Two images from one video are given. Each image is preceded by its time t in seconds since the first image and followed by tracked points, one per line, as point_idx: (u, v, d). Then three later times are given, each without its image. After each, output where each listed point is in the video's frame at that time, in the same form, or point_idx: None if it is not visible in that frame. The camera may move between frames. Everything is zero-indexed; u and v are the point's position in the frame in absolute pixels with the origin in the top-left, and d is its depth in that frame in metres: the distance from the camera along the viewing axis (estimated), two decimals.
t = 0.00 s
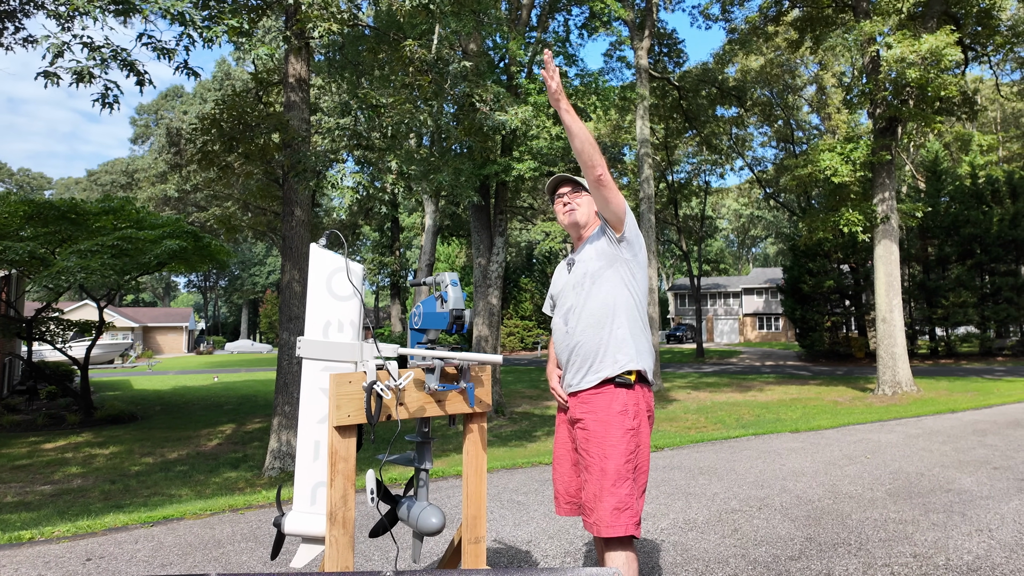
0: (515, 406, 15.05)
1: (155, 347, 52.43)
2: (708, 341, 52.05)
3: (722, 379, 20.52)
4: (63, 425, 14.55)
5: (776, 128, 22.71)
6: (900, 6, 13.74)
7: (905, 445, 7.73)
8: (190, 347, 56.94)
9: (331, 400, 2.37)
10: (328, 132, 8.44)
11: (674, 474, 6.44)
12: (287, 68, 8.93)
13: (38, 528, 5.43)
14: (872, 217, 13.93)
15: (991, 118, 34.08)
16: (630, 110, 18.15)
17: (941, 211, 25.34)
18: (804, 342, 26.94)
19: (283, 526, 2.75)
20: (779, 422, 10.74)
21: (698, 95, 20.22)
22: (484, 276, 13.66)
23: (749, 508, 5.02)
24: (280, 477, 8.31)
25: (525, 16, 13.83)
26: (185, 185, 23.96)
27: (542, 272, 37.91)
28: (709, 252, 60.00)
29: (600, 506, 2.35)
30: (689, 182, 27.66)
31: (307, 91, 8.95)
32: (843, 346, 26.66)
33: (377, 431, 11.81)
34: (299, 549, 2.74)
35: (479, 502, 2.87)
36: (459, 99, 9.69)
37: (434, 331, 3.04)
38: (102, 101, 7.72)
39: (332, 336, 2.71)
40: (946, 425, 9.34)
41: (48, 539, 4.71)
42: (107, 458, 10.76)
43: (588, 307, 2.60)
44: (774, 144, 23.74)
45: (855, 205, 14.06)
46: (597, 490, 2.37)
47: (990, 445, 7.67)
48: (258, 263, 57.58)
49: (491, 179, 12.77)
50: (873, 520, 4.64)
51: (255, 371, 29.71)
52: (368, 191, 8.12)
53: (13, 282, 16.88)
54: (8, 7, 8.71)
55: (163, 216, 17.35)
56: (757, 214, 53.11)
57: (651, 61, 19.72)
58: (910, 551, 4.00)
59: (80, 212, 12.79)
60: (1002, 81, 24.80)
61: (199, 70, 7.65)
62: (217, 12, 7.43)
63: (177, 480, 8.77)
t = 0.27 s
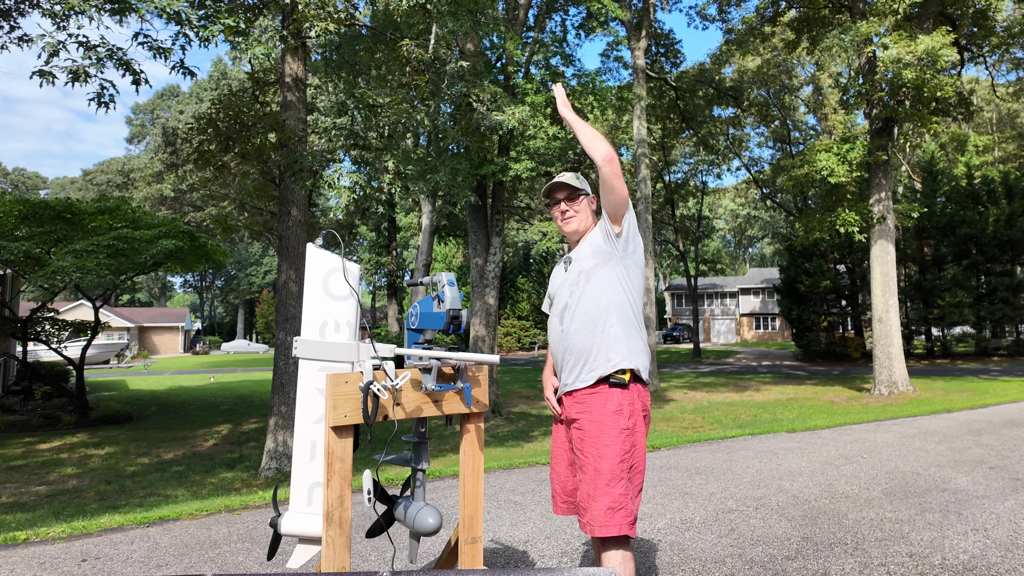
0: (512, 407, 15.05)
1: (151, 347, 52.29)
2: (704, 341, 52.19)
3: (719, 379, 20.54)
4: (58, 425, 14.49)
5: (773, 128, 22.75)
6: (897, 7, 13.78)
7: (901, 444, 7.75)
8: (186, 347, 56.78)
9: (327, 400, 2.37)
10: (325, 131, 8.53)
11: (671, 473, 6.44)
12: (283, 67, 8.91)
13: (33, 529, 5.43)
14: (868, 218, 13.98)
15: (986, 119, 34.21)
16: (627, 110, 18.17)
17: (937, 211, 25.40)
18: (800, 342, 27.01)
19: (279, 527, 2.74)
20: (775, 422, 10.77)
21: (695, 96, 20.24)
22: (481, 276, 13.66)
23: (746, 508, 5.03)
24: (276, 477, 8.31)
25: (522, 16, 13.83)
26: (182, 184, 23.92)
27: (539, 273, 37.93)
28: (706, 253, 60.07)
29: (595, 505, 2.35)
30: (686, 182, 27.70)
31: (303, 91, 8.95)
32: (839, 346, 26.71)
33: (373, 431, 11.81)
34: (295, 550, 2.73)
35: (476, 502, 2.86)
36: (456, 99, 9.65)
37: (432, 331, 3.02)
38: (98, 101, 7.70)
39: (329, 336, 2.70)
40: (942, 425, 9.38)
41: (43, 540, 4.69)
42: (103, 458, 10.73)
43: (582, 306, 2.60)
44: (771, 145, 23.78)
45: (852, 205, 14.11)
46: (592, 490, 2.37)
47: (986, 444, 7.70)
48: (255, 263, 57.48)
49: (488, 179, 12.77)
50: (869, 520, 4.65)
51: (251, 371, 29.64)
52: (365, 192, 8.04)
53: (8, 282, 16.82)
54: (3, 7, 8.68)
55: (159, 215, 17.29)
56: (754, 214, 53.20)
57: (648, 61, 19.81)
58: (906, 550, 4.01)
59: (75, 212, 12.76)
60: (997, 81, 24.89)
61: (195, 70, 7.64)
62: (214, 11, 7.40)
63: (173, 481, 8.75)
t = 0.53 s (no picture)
0: (512, 406, 15.05)
1: (151, 347, 52.29)
2: (704, 341, 52.27)
3: (719, 379, 20.53)
4: (58, 425, 14.48)
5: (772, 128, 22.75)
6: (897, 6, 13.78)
7: (901, 444, 7.76)
8: (186, 347, 56.78)
9: (328, 400, 2.37)
10: (325, 132, 8.54)
11: (671, 473, 6.45)
12: (283, 67, 8.90)
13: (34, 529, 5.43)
14: (867, 218, 13.99)
15: (986, 119, 34.23)
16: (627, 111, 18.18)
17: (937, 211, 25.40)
18: (800, 342, 27.01)
19: (279, 527, 2.74)
20: (775, 422, 10.76)
21: (694, 96, 20.24)
22: (481, 276, 13.66)
23: (746, 508, 5.03)
24: (276, 477, 8.31)
25: (522, 16, 13.83)
26: (182, 184, 23.92)
27: (540, 273, 37.93)
28: (706, 253, 60.10)
29: (596, 505, 2.35)
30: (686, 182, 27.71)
31: (303, 91, 8.94)
32: (839, 346, 26.71)
33: (373, 431, 11.81)
34: (295, 550, 2.73)
35: (476, 502, 2.86)
36: (456, 99, 9.65)
37: (432, 331, 3.02)
38: (98, 100, 7.70)
39: (328, 336, 2.70)
40: (942, 425, 9.38)
41: (42, 540, 4.68)
42: (103, 458, 10.73)
43: (585, 309, 2.59)
44: (771, 145, 23.77)
45: (851, 205, 14.11)
46: (594, 490, 2.37)
47: (985, 444, 7.71)
48: (254, 263, 57.50)
49: (488, 179, 12.77)
50: (869, 520, 4.65)
51: (251, 371, 29.64)
52: (365, 191, 8.04)
53: (8, 282, 16.81)
54: (2, 7, 8.67)
55: (158, 215, 17.27)
56: (754, 214, 53.22)
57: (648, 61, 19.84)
58: (905, 550, 4.01)
59: (75, 212, 12.76)
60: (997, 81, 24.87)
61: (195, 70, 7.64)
62: (214, 11, 7.39)
63: (173, 481, 8.75)
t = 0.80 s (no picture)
0: (512, 407, 15.05)
1: (151, 347, 52.30)
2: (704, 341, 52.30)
3: (719, 379, 20.52)
4: (58, 425, 14.47)
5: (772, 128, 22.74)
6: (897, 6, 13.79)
7: (900, 444, 7.76)
8: (186, 347, 56.78)
9: (327, 400, 2.37)
10: (325, 132, 8.55)
11: (671, 473, 6.44)
12: (283, 67, 8.90)
13: (34, 529, 5.44)
14: (867, 218, 13.99)
15: (986, 119, 34.24)
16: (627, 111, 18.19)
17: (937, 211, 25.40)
18: (800, 342, 27.01)
19: (279, 527, 2.74)
20: (775, 422, 10.75)
21: (694, 96, 20.23)
22: (481, 276, 13.66)
23: (746, 508, 5.03)
24: (276, 477, 8.31)
25: (522, 16, 13.83)
26: (181, 184, 23.91)
27: (539, 273, 37.93)
28: (706, 253, 60.11)
29: (596, 504, 2.35)
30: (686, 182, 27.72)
31: (303, 91, 8.94)
32: (839, 346, 26.72)
33: (373, 431, 11.81)
34: (295, 550, 2.73)
35: (476, 502, 2.86)
36: (456, 99, 9.64)
37: (431, 331, 3.02)
38: (97, 100, 7.70)
39: (328, 336, 2.70)
40: (942, 425, 9.38)
41: (43, 541, 4.68)
42: (103, 458, 10.73)
43: (587, 310, 2.60)
44: (771, 145, 23.76)
45: (852, 205, 14.11)
46: (594, 489, 2.37)
47: (985, 444, 7.71)
48: (254, 263, 57.51)
49: (488, 179, 12.77)
50: (869, 520, 4.65)
51: (251, 371, 29.68)
52: (365, 191, 8.05)
53: (8, 282, 16.81)
54: (3, 7, 8.67)
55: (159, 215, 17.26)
56: (754, 214, 53.23)
57: (648, 61, 19.85)
58: (905, 550, 4.02)
59: (75, 212, 12.76)
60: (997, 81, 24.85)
61: (194, 70, 7.64)
62: (214, 11, 7.39)
63: (173, 481, 8.75)
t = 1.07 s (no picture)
0: (511, 407, 15.04)
1: (151, 347, 52.29)
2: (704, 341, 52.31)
3: (719, 379, 20.51)
4: (58, 425, 14.47)
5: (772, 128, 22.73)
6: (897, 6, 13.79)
7: (901, 444, 7.76)
8: (186, 347, 56.78)
9: (327, 400, 2.37)
10: (325, 132, 8.56)
11: (671, 473, 6.44)
12: (283, 67, 8.89)
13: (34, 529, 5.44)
14: (867, 218, 13.99)
15: (986, 119, 34.23)
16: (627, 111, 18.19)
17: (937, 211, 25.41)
18: (800, 342, 27.02)
19: (279, 527, 2.74)
20: (775, 422, 10.75)
21: (694, 96, 20.22)
22: (481, 276, 13.66)
23: (746, 508, 5.03)
24: (276, 477, 8.31)
25: (522, 16, 13.83)
26: (181, 184, 23.91)
27: (540, 273, 37.91)
28: (706, 253, 60.10)
29: (585, 503, 2.37)
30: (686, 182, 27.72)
31: (303, 91, 8.94)
32: (839, 346, 26.72)
33: (373, 431, 11.81)
34: (295, 550, 2.73)
35: (475, 502, 2.86)
36: (456, 98, 9.64)
37: (432, 331, 3.01)
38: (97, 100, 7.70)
39: (329, 336, 2.70)
40: (942, 425, 9.38)
41: (43, 540, 4.68)
42: (103, 458, 10.73)
43: (581, 311, 2.59)
44: (771, 145, 23.76)
45: (852, 205, 14.12)
46: (583, 489, 2.38)
47: (985, 444, 7.72)
48: (254, 263, 57.50)
49: (488, 178, 12.78)
50: (869, 520, 4.65)
51: (251, 371, 29.68)
52: (365, 191, 8.06)
53: (8, 282, 16.81)
54: (3, 7, 8.67)
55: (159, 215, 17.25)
56: (754, 214, 53.23)
57: (648, 61, 19.86)
58: (906, 550, 4.01)
59: (75, 212, 12.76)
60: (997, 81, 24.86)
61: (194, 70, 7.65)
62: (214, 11, 7.38)
63: (173, 481, 8.76)
